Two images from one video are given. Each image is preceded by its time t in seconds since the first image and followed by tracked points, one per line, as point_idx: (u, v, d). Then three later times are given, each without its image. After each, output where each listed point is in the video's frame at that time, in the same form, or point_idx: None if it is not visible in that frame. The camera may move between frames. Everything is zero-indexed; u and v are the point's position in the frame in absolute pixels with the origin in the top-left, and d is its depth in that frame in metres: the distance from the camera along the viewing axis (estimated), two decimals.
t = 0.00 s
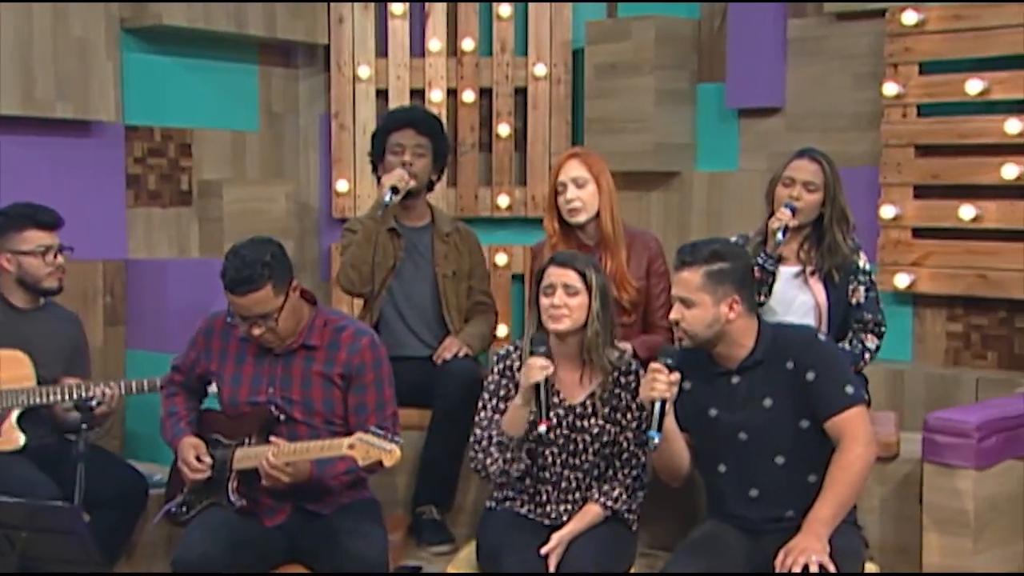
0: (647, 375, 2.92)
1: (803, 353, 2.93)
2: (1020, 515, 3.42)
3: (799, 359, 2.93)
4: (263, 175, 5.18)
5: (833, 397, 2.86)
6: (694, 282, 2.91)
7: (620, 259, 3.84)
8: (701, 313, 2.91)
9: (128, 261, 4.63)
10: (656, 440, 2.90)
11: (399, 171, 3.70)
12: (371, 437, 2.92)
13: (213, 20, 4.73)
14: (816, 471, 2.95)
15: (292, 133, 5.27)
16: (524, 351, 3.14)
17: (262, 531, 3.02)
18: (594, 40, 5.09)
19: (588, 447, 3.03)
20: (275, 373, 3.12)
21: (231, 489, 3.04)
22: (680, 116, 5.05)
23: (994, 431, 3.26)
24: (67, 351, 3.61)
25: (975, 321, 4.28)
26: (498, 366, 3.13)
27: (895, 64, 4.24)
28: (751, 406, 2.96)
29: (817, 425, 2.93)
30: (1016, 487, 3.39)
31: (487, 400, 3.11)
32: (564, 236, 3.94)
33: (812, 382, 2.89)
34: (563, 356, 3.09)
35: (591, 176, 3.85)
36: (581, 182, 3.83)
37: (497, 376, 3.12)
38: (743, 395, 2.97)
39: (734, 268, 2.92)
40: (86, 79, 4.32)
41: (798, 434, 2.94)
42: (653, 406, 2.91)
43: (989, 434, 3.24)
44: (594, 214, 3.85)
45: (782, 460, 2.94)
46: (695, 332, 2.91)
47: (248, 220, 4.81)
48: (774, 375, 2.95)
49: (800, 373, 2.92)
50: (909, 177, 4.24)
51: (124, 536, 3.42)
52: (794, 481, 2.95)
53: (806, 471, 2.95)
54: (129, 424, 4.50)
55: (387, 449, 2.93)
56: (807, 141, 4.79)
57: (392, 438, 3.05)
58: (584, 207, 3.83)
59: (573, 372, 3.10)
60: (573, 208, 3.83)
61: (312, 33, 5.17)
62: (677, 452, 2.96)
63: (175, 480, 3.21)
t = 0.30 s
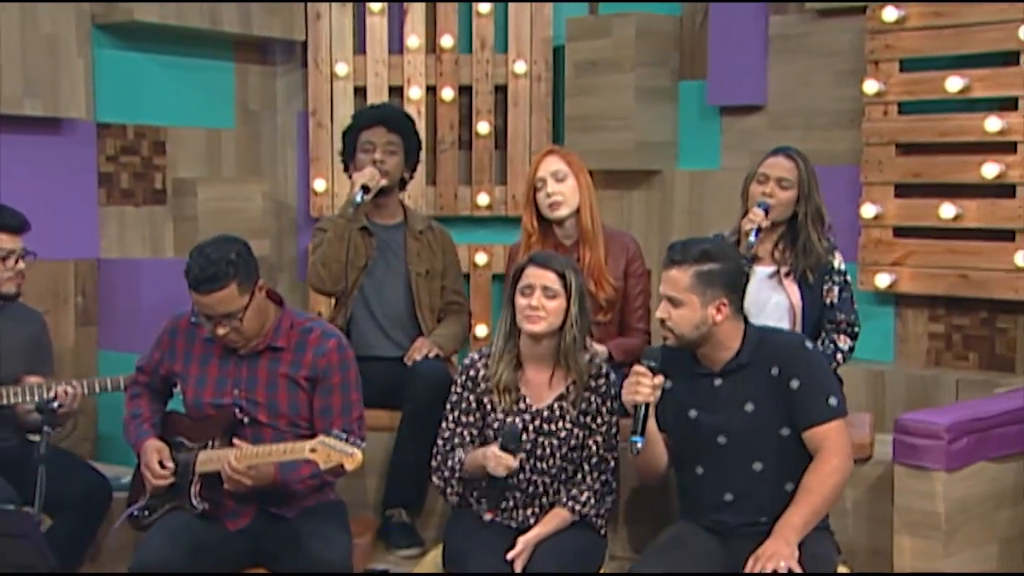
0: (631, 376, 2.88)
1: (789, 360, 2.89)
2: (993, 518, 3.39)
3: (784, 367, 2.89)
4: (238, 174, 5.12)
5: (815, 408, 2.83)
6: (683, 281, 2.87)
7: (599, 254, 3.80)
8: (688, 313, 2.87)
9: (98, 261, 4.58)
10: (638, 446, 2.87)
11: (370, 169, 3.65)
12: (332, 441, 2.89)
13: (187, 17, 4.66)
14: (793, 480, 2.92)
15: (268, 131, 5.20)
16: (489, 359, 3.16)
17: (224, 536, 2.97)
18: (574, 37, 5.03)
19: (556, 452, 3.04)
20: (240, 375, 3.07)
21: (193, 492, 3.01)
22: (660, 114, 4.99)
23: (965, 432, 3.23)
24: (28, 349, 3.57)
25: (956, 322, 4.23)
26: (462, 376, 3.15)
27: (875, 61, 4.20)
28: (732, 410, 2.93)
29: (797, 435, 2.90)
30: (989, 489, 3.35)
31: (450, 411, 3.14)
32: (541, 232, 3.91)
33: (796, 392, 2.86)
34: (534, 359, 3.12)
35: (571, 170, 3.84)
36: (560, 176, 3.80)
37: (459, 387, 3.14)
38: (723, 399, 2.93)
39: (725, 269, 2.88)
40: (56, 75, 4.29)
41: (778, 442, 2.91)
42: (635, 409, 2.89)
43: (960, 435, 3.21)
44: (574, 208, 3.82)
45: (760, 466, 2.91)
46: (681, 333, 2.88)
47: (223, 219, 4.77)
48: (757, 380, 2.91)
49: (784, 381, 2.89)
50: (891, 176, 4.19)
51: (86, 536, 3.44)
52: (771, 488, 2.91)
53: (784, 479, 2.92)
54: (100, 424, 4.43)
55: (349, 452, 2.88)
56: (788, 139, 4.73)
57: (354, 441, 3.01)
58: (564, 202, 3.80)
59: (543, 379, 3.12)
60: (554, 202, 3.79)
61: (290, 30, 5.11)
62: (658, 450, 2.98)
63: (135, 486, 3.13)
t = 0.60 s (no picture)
0: (637, 381, 2.88)
1: (795, 376, 2.85)
2: (975, 525, 3.34)
3: (789, 382, 2.85)
4: (219, 173, 5.04)
5: (811, 429, 2.79)
6: (698, 285, 2.83)
7: (585, 253, 3.74)
8: (699, 317, 2.83)
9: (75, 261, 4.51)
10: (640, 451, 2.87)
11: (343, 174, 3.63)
12: (297, 444, 2.87)
13: (165, 14, 4.59)
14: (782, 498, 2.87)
15: (250, 130, 5.12)
16: (468, 362, 3.15)
17: (191, 542, 2.94)
18: (560, 35, 4.94)
19: (530, 458, 3.04)
20: (209, 378, 3.02)
21: (159, 498, 2.96)
22: (647, 114, 4.91)
23: (945, 436, 3.19)
24: None
25: (945, 324, 4.17)
26: (438, 380, 3.15)
27: (863, 60, 4.13)
28: (733, 419, 2.89)
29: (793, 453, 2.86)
30: (969, 495, 3.31)
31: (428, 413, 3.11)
32: (529, 229, 3.85)
33: (796, 409, 2.82)
34: (516, 363, 3.11)
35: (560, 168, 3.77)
36: (549, 174, 3.74)
37: (436, 390, 3.13)
38: (725, 406, 2.89)
39: (741, 277, 2.84)
40: (28, 71, 4.23)
41: (774, 458, 2.86)
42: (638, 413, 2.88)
43: (938, 440, 3.17)
44: (561, 207, 3.76)
45: (752, 480, 2.87)
46: (693, 337, 2.84)
47: (204, 219, 4.69)
48: (760, 392, 2.87)
49: (786, 396, 2.85)
50: (879, 176, 4.12)
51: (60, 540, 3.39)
52: (760, 503, 2.87)
53: (773, 496, 2.87)
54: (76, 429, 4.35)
55: (314, 456, 2.86)
56: (776, 138, 4.66)
57: (318, 443, 2.96)
58: (552, 199, 3.73)
59: (520, 386, 3.11)
60: (541, 199, 3.72)
61: (271, 29, 5.05)
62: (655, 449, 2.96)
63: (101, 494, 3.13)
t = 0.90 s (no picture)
0: (655, 385, 2.81)
1: (815, 399, 2.81)
2: (964, 532, 3.28)
3: (807, 403, 2.82)
4: (205, 173, 4.96)
5: (821, 455, 2.77)
6: (719, 300, 2.79)
7: (577, 257, 3.67)
8: (719, 331, 2.79)
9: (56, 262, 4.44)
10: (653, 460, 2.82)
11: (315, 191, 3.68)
12: (267, 449, 2.79)
13: (148, 12, 4.51)
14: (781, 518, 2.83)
15: (237, 130, 5.06)
16: (453, 365, 3.08)
17: (163, 549, 2.89)
18: (552, 33, 4.85)
19: (513, 465, 2.96)
20: (182, 383, 2.98)
21: (131, 504, 2.90)
22: (641, 113, 4.82)
23: (931, 442, 3.13)
24: None
25: (942, 328, 4.09)
26: (422, 382, 3.06)
27: (858, 58, 4.05)
28: (745, 431, 2.84)
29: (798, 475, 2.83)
30: (957, 502, 3.25)
31: (413, 416, 3.04)
32: (523, 229, 3.78)
33: (810, 431, 2.80)
34: (501, 368, 3.05)
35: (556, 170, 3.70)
36: (546, 175, 3.67)
37: (419, 393, 3.05)
38: (739, 417, 2.84)
39: (763, 296, 2.79)
40: (9, 68, 4.17)
41: (780, 477, 2.82)
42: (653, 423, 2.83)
43: (925, 445, 3.11)
44: (557, 208, 3.68)
45: (755, 496, 2.82)
46: (711, 349, 2.80)
47: (190, 220, 4.62)
48: (777, 409, 2.83)
49: (802, 418, 2.82)
50: (874, 176, 4.04)
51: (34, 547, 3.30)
52: (760, 519, 2.82)
53: (774, 514, 2.82)
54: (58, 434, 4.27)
55: (284, 462, 2.78)
56: (771, 138, 4.57)
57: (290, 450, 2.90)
58: (547, 200, 3.65)
59: (503, 391, 3.03)
60: (535, 200, 3.65)
61: (258, 27, 4.98)
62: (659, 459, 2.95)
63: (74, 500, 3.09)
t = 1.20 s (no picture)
0: (667, 385, 2.74)
1: (830, 411, 2.73)
2: (959, 538, 3.20)
3: (822, 416, 2.73)
4: (195, 172, 4.88)
5: (832, 470, 2.70)
6: (743, 303, 2.73)
7: (575, 259, 3.59)
8: (738, 336, 2.72)
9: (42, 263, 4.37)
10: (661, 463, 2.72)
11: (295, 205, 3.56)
12: (244, 454, 2.72)
13: (135, 7, 4.44)
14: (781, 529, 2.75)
15: (228, 129, 4.97)
16: (442, 368, 2.99)
17: (141, 556, 2.81)
18: (547, 29, 4.76)
19: (500, 470, 2.87)
20: (160, 385, 2.90)
21: (107, 510, 2.82)
22: (638, 109, 4.73)
23: (923, 445, 3.05)
24: None
25: (944, 328, 4.00)
26: (410, 385, 2.99)
27: (857, 53, 3.96)
28: (755, 438, 2.74)
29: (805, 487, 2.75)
30: (951, 506, 3.17)
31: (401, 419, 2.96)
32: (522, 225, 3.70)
33: (823, 445, 2.72)
34: (491, 371, 2.96)
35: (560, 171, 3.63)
36: (548, 174, 3.60)
37: (407, 395, 2.98)
38: (750, 424, 2.75)
39: (788, 303, 2.72)
40: None
41: (786, 489, 2.73)
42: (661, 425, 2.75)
43: (916, 448, 3.03)
44: (555, 207, 3.61)
45: (759, 505, 2.73)
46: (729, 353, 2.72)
47: (179, 220, 4.56)
48: (791, 418, 2.74)
49: (815, 431, 2.73)
50: (874, 173, 3.95)
51: (14, 553, 3.22)
52: (761, 529, 2.73)
53: (775, 525, 2.74)
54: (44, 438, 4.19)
55: (260, 467, 2.70)
56: (770, 134, 4.47)
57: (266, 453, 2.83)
58: (544, 199, 3.58)
59: (490, 395, 2.95)
60: (532, 198, 3.58)
61: (248, 23, 4.89)
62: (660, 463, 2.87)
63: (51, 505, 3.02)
